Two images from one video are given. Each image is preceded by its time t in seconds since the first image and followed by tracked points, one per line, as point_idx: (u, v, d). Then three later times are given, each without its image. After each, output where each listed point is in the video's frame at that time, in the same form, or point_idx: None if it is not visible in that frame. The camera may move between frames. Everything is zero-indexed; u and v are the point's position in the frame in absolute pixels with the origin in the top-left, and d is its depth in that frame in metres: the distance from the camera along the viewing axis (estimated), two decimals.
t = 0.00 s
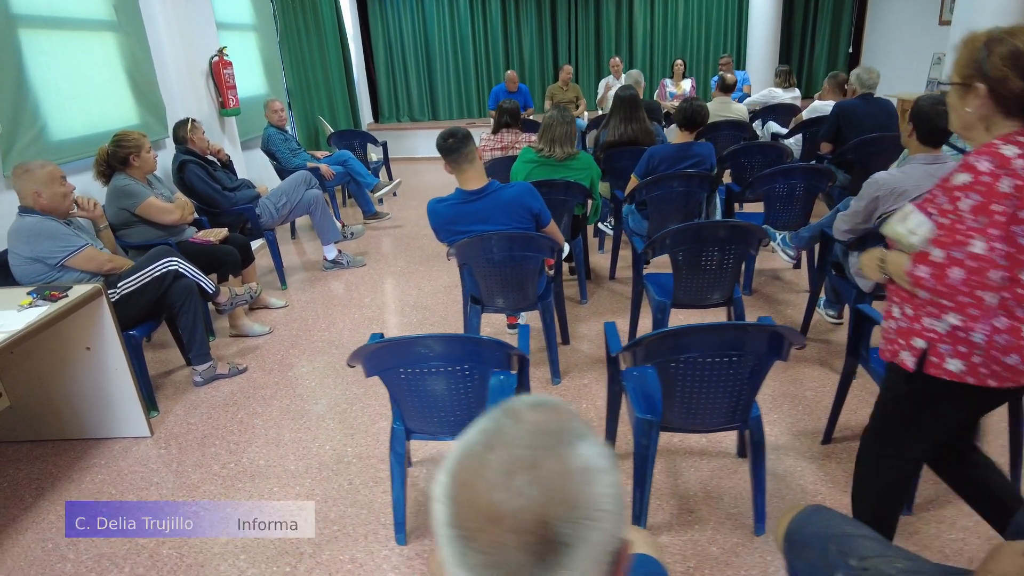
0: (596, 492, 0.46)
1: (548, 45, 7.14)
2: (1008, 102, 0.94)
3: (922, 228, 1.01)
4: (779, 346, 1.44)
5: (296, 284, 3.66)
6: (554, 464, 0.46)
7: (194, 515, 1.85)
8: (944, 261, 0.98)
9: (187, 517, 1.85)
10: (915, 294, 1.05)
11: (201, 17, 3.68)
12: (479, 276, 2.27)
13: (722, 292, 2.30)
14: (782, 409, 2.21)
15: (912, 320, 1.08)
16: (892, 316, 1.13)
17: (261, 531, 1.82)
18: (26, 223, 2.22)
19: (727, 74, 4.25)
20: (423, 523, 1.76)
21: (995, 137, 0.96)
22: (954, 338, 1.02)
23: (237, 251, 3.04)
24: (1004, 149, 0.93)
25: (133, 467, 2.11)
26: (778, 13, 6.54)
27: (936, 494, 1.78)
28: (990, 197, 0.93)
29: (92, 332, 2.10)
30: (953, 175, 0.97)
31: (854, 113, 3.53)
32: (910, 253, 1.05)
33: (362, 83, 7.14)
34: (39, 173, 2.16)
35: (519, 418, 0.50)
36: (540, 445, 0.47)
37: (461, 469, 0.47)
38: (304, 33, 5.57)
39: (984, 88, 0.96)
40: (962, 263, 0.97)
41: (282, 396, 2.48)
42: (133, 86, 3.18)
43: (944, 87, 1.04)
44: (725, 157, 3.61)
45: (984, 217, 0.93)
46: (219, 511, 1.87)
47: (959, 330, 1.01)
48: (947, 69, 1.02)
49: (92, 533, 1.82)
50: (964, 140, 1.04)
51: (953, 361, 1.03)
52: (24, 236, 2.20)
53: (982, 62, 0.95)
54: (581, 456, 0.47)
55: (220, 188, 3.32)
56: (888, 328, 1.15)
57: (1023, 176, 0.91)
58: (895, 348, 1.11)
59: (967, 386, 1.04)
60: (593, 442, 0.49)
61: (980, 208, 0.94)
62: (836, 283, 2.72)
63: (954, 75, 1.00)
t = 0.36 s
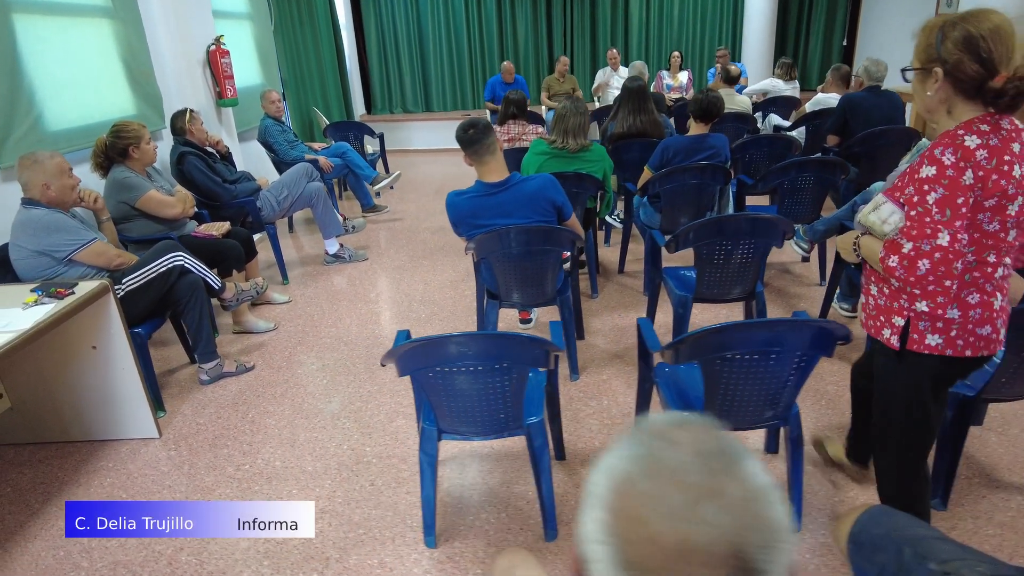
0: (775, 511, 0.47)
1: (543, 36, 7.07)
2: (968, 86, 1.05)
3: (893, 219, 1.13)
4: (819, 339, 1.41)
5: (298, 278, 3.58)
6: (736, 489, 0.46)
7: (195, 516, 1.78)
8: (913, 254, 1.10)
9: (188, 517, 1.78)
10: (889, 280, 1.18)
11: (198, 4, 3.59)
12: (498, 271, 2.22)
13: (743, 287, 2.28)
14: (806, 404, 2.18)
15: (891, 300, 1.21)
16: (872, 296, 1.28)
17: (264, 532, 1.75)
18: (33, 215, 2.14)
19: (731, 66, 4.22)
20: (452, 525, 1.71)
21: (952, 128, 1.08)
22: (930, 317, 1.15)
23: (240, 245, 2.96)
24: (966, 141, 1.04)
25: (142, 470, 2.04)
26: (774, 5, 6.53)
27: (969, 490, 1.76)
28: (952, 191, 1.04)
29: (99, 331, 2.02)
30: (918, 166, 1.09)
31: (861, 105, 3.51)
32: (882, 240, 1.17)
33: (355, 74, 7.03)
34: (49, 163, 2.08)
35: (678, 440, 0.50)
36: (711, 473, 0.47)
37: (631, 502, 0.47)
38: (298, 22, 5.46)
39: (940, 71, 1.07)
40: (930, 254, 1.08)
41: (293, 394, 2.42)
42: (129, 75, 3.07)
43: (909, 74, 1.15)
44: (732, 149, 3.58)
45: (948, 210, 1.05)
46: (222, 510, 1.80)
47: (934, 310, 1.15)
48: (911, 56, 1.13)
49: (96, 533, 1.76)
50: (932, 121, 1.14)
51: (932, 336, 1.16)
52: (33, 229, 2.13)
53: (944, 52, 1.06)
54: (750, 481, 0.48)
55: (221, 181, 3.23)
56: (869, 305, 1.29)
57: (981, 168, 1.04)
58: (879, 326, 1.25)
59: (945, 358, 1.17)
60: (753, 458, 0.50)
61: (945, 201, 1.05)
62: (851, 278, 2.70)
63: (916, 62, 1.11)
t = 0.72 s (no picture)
0: (966, 545, 0.42)
1: (528, 27, 6.99)
2: (926, 75, 1.17)
3: (891, 207, 1.22)
4: (866, 339, 1.38)
5: (289, 276, 3.48)
6: (927, 525, 0.41)
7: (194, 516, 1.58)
8: (931, 233, 1.20)
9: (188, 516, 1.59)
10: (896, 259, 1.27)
11: None
12: (505, 267, 2.16)
13: (751, 282, 2.24)
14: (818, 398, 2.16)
15: (887, 273, 1.32)
16: (864, 273, 1.37)
17: (263, 532, 1.58)
18: (16, 213, 2.02)
19: (724, 58, 4.19)
20: (469, 530, 1.65)
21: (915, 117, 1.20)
22: (933, 277, 1.28)
23: (231, 242, 2.87)
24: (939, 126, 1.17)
25: (137, 478, 1.95)
26: None
27: (988, 482, 1.75)
28: (950, 170, 1.16)
29: (90, 333, 1.93)
30: (907, 155, 1.18)
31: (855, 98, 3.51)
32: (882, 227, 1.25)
33: (337, 66, 6.89)
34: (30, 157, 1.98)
35: (846, 463, 0.44)
36: (898, 502, 0.42)
37: (808, 538, 0.41)
38: (280, 12, 5.32)
39: (902, 65, 1.16)
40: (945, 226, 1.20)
41: (292, 396, 2.34)
42: (110, 66, 2.95)
43: (861, 76, 1.23)
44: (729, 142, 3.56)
45: (949, 187, 1.18)
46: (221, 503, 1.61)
47: (933, 271, 1.28)
48: (861, 58, 1.22)
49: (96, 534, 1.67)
50: (880, 111, 1.26)
51: (934, 293, 1.30)
52: (13, 229, 2.01)
53: (903, 49, 1.15)
54: (933, 507, 0.43)
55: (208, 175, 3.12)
56: (859, 280, 1.39)
57: (960, 144, 1.17)
58: (880, 298, 1.35)
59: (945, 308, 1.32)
60: (927, 485, 0.45)
61: (945, 179, 1.17)
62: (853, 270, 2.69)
63: (876, 64, 1.19)
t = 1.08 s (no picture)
0: None
1: (507, 17, 6.86)
2: (863, 60, 1.33)
3: (840, 186, 1.36)
4: (890, 338, 1.33)
5: (267, 275, 3.33)
6: None
7: (194, 517, 1.55)
8: (875, 209, 1.33)
9: (188, 517, 1.55)
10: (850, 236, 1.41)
11: None
12: (500, 266, 2.06)
13: (751, 280, 2.18)
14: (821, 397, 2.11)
15: (846, 244, 1.48)
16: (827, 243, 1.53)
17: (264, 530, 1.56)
18: None
19: (710, 48, 4.13)
20: (471, 547, 1.56)
21: (854, 103, 1.32)
22: (886, 248, 1.44)
23: (207, 242, 2.73)
24: (874, 110, 1.29)
25: (111, 498, 1.82)
26: None
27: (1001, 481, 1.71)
28: (887, 151, 1.29)
29: (55, 343, 1.79)
30: (847, 139, 1.32)
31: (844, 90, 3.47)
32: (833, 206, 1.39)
33: (310, 57, 6.70)
34: None
35: None
36: None
37: None
38: None
39: (845, 54, 1.31)
40: (889, 203, 1.32)
41: (275, 405, 2.22)
42: (73, 56, 2.78)
43: (806, 68, 1.37)
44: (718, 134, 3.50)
45: (888, 167, 1.30)
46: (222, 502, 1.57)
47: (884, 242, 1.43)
48: (804, 53, 1.36)
49: (95, 535, 1.61)
50: (827, 100, 1.40)
51: (889, 261, 1.46)
52: None
53: (839, 39, 1.30)
54: None
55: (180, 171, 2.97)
56: (824, 250, 1.55)
57: (897, 125, 1.28)
58: (839, 266, 1.52)
59: (901, 274, 1.48)
60: None
61: (883, 160, 1.30)
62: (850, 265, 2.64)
63: (818, 57, 1.33)
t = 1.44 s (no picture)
0: None
1: (488, 14, 6.74)
2: (837, 66, 1.24)
3: (801, 195, 1.25)
4: (926, 358, 1.26)
5: (248, 285, 3.19)
6: None
7: (194, 516, 1.63)
8: (833, 220, 1.23)
9: (187, 517, 1.63)
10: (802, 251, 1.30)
11: None
12: (499, 279, 1.96)
13: (755, 292, 2.10)
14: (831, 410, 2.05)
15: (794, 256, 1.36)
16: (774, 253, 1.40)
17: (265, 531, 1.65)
18: None
19: (700, 46, 4.05)
20: None
21: (825, 109, 1.23)
22: (837, 263, 1.33)
23: (185, 253, 2.59)
24: (844, 118, 1.20)
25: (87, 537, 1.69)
26: None
27: None
28: (852, 161, 1.20)
29: (23, 373, 1.65)
30: (815, 143, 1.22)
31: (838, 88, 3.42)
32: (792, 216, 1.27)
33: (287, 56, 6.52)
34: None
35: None
36: None
37: None
38: None
39: (824, 57, 1.21)
40: (847, 215, 1.24)
41: (261, 428, 2.09)
42: (37, 57, 2.61)
43: (779, 68, 1.26)
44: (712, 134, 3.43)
45: (850, 178, 1.21)
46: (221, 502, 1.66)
47: (833, 258, 1.33)
48: (783, 54, 1.24)
49: (96, 533, 1.68)
50: (797, 106, 1.29)
51: (836, 278, 1.36)
52: None
53: (820, 41, 1.20)
54: None
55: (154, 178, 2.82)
56: (771, 259, 1.42)
57: (864, 135, 1.21)
58: (785, 278, 1.39)
59: (845, 292, 1.38)
60: None
61: (846, 170, 1.21)
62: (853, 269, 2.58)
63: (795, 58, 1.22)
